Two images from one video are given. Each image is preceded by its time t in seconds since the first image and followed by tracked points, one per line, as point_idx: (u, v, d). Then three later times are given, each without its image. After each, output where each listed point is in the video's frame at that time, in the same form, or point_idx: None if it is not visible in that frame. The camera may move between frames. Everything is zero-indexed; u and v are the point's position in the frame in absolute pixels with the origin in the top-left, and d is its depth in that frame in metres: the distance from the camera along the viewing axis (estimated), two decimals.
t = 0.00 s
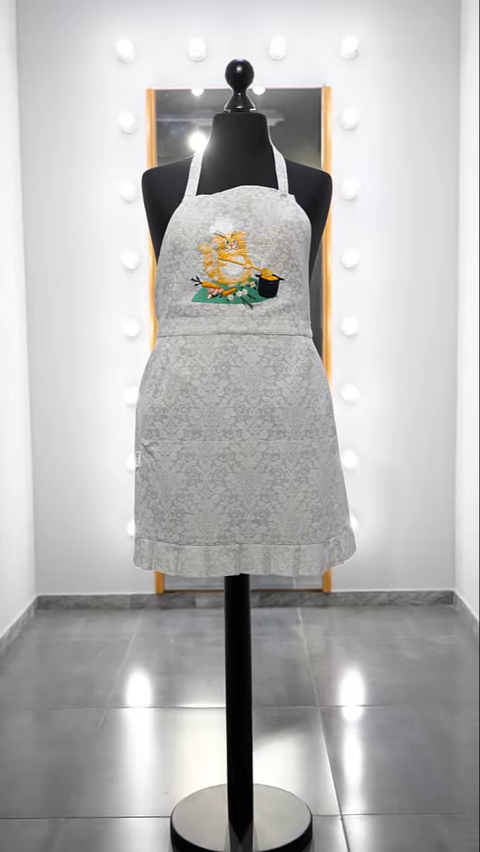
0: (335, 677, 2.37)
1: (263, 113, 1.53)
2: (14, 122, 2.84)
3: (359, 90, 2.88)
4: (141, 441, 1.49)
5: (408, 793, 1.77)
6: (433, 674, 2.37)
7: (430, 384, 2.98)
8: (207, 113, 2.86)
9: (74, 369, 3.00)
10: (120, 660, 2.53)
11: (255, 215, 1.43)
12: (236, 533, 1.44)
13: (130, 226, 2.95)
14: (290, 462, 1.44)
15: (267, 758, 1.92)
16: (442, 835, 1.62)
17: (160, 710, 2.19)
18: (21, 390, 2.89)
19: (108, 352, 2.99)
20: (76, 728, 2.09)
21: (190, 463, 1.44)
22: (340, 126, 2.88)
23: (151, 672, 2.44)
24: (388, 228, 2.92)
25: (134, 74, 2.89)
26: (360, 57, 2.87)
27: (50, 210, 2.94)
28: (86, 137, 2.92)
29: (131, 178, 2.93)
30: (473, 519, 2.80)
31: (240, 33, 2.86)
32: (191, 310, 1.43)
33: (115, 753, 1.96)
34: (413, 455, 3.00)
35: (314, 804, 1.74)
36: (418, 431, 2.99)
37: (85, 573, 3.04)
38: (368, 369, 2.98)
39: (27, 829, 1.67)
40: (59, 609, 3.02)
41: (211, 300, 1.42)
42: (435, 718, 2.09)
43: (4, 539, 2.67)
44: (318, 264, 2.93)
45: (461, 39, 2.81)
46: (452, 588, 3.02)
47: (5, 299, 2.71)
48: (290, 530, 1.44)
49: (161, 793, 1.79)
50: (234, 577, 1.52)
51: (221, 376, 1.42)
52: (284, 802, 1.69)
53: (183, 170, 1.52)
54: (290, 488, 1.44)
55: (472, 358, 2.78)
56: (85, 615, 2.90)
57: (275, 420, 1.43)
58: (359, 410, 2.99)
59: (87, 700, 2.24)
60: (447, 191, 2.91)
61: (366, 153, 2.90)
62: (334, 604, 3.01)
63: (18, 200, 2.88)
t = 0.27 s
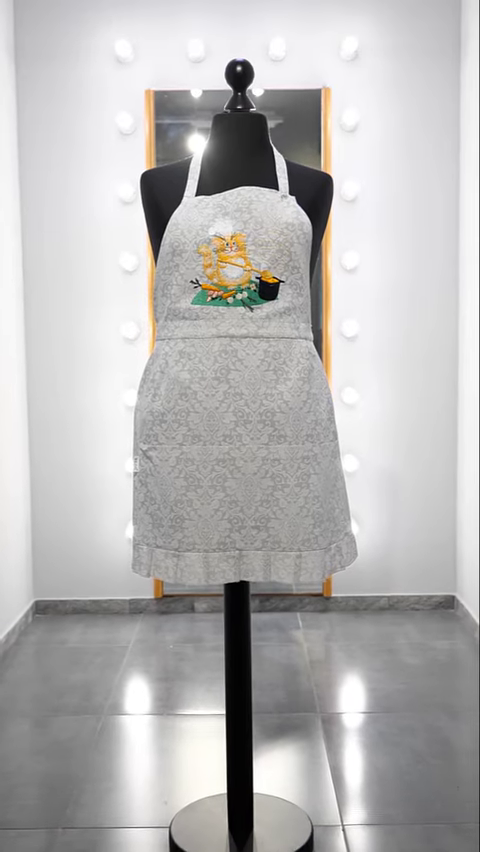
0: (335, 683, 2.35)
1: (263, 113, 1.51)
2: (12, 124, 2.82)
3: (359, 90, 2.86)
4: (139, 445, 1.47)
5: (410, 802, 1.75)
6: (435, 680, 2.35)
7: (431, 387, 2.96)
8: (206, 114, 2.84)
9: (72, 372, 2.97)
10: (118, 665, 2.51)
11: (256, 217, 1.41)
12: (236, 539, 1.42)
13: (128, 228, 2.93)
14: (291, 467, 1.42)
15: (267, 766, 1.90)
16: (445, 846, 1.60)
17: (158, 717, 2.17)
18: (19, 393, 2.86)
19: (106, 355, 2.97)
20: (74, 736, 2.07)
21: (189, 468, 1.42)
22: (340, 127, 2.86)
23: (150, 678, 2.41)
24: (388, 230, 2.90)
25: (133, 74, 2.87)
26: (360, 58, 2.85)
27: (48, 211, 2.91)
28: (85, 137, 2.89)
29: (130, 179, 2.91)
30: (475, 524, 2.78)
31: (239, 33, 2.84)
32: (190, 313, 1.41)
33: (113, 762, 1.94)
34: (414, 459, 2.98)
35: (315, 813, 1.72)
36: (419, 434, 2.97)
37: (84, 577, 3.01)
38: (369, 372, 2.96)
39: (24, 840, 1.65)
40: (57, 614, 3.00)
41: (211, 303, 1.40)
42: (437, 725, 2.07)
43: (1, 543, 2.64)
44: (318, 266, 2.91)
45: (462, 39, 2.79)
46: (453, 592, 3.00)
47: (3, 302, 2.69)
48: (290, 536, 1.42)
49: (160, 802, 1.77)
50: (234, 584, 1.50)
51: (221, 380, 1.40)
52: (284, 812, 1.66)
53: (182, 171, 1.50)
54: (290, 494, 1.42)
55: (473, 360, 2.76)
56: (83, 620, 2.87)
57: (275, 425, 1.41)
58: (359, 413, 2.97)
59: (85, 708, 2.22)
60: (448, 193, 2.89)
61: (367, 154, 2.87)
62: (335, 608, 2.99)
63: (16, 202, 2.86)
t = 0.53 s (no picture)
0: (335, 691, 2.32)
1: (263, 114, 1.49)
2: (9, 126, 2.80)
3: (359, 92, 2.83)
4: (137, 451, 1.44)
5: (412, 814, 1.72)
6: (436, 687, 2.32)
7: (432, 391, 2.94)
8: (205, 117, 2.82)
9: (70, 376, 2.95)
10: (116, 673, 2.48)
11: (255, 219, 1.39)
12: (235, 547, 1.39)
13: (126, 230, 2.90)
14: (291, 474, 1.39)
15: (267, 777, 1.87)
16: None
17: (157, 726, 2.14)
18: (15, 396, 2.84)
19: (104, 359, 2.94)
20: (72, 745, 2.04)
21: (187, 475, 1.39)
22: (340, 129, 2.84)
23: (148, 685, 2.38)
24: (388, 233, 2.88)
25: (131, 75, 2.85)
26: (360, 59, 2.83)
27: (45, 214, 2.89)
28: (82, 139, 2.87)
29: (128, 181, 2.88)
30: (476, 529, 2.76)
31: (238, 35, 2.82)
32: (189, 316, 1.39)
33: (111, 773, 1.91)
34: (415, 464, 2.95)
35: (316, 825, 1.69)
36: (419, 439, 2.95)
37: (81, 583, 2.98)
38: (369, 376, 2.93)
39: None
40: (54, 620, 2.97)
41: (210, 306, 1.38)
42: (439, 734, 2.04)
43: None
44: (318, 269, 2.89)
45: (462, 39, 2.77)
46: (454, 598, 2.97)
47: None
48: (291, 544, 1.39)
49: (158, 814, 1.74)
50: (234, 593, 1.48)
51: (220, 385, 1.37)
52: (285, 824, 1.64)
53: (180, 172, 1.47)
54: (291, 501, 1.39)
55: (474, 364, 2.74)
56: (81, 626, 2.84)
57: (276, 430, 1.38)
58: (359, 418, 2.94)
59: (82, 717, 2.19)
60: (448, 195, 2.86)
61: (367, 156, 2.85)
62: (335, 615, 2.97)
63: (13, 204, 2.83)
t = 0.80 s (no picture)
0: (335, 700, 2.29)
1: (261, 114, 1.46)
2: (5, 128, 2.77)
3: (358, 94, 2.81)
4: (134, 458, 1.42)
5: (414, 827, 1.69)
6: (437, 696, 2.29)
7: (432, 395, 2.91)
8: (204, 119, 2.79)
9: (67, 380, 2.92)
10: (113, 682, 2.45)
11: (254, 221, 1.37)
12: (234, 556, 1.37)
13: (124, 234, 2.88)
14: (291, 480, 1.37)
15: (267, 788, 1.84)
16: None
17: (155, 737, 2.11)
18: (12, 400, 2.81)
19: (101, 363, 2.91)
20: (67, 757, 2.02)
21: (185, 482, 1.37)
22: (340, 131, 2.81)
23: (145, 695, 2.36)
24: (388, 236, 2.86)
25: (129, 77, 2.83)
26: (360, 60, 2.80)
27: (42, 217, 2.86)
28: (79, 141, 2.85)
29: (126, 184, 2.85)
30: (477, 535, 2.73)
31: (237, 36, 2.80)
32: (187, 320, 1.36)
33: (107, 785, 1.88)
34: (416, 469, 2.92)
35: (317, 838, 1.66)
36: (420, 444, 2.92)
37: (78, 590, 2.95)
38: (369, 380, 2.91)
39: None
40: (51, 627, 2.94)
41: (208, 310, 1.35)
42: (441, 745, 2.01)
43: None
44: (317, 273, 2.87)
45: (463, 41, 2.75)
46: (455, 604, 2.95)
47: None
48: (290, 553, 1.37)
49: (155, 827, 1.71)
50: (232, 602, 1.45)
51: (218, 390, 1.35)
52: (284, 837, 1.61)
53: (177, 174, 1.45)
54: (290, 508, 1.37)
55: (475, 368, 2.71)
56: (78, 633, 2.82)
57: (275, 436, 1.35)
58: (359, 422, 2.92)
59: (78, 727, 2.16)
60: (448, 198, 2.84)
61: (367, 158, 2.83)
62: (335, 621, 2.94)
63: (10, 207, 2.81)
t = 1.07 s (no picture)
0: (335, 708, 2.27)
1: (260, 114, 1.44)
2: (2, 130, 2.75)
3: (357, 96, 2.79)
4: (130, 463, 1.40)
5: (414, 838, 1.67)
6: (438, 703, 2.27)
7: (432, 399, 2.89)
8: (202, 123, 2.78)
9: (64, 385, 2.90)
10: (110, 690, 2.42)
11: (252, 223, 1.35)
12: (232, 563, 1.34)
13: (121, 237, 2.86)
14: (290, 486, 1.34)
15: (265, 798, 1.82)
16: None
17: (153, 748, 2.09)
18: (8, 404, 2.78)
19: (98, 366, 2.89)
20: (63, 766, 2.00)
21: (182, 487, 1.34)
22: (339, 134, 2.79)
23: (143, 704, 2.34)
24: (387, 238, 2.84)
25: (126, 79, 2.81)
26: (359, 62, 2.79)
27: (39, 220, 2.84)
28: (76, 143, 2.83)
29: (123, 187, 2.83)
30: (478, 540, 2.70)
31: (235, 37, 2.78)
32: (184, 323, 1.34)
33: (104, 795, 1.86)
34: (416, 473, 2.90)
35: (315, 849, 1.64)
36: (420, 448, 2.90)
37: (74, 596, 2.93)
38: (369, 384, 2.89)
39: None
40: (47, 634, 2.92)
41: (205, 313, 1.33)
42: (442, 753, 1.98)
43: None
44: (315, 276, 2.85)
45: (462, 42, 2.73)
46: (455, 609, 2.92)
47: None
48: (290, 560, 1.35)
49: (152, 839, 1.69)
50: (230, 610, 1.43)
51: (216, 395, 1.33)
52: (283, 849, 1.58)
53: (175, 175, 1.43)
54: (290, 514, 1.34)
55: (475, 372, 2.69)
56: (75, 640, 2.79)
57: (274, 441, 1.33)
58: (359, 426, 2.90)
59: (74, 736, 2.14)
60: (448, 200, 2.82)
61: (366, 160, 2.81)
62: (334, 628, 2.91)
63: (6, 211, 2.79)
